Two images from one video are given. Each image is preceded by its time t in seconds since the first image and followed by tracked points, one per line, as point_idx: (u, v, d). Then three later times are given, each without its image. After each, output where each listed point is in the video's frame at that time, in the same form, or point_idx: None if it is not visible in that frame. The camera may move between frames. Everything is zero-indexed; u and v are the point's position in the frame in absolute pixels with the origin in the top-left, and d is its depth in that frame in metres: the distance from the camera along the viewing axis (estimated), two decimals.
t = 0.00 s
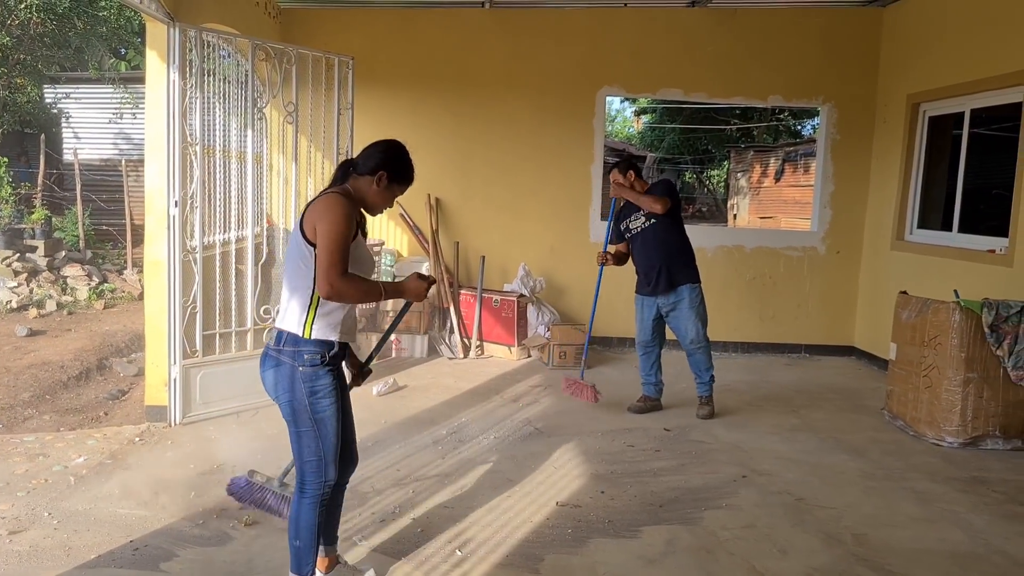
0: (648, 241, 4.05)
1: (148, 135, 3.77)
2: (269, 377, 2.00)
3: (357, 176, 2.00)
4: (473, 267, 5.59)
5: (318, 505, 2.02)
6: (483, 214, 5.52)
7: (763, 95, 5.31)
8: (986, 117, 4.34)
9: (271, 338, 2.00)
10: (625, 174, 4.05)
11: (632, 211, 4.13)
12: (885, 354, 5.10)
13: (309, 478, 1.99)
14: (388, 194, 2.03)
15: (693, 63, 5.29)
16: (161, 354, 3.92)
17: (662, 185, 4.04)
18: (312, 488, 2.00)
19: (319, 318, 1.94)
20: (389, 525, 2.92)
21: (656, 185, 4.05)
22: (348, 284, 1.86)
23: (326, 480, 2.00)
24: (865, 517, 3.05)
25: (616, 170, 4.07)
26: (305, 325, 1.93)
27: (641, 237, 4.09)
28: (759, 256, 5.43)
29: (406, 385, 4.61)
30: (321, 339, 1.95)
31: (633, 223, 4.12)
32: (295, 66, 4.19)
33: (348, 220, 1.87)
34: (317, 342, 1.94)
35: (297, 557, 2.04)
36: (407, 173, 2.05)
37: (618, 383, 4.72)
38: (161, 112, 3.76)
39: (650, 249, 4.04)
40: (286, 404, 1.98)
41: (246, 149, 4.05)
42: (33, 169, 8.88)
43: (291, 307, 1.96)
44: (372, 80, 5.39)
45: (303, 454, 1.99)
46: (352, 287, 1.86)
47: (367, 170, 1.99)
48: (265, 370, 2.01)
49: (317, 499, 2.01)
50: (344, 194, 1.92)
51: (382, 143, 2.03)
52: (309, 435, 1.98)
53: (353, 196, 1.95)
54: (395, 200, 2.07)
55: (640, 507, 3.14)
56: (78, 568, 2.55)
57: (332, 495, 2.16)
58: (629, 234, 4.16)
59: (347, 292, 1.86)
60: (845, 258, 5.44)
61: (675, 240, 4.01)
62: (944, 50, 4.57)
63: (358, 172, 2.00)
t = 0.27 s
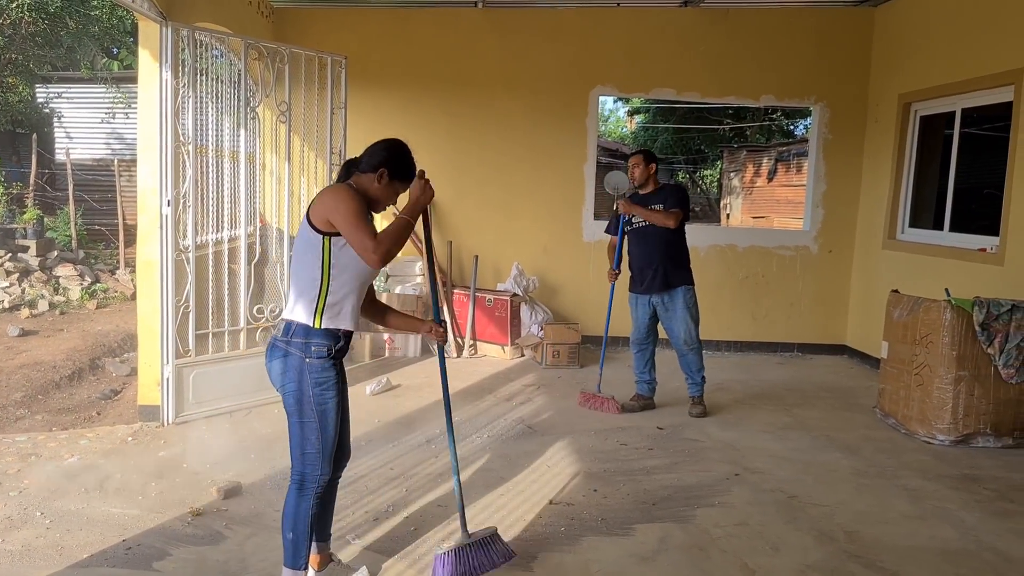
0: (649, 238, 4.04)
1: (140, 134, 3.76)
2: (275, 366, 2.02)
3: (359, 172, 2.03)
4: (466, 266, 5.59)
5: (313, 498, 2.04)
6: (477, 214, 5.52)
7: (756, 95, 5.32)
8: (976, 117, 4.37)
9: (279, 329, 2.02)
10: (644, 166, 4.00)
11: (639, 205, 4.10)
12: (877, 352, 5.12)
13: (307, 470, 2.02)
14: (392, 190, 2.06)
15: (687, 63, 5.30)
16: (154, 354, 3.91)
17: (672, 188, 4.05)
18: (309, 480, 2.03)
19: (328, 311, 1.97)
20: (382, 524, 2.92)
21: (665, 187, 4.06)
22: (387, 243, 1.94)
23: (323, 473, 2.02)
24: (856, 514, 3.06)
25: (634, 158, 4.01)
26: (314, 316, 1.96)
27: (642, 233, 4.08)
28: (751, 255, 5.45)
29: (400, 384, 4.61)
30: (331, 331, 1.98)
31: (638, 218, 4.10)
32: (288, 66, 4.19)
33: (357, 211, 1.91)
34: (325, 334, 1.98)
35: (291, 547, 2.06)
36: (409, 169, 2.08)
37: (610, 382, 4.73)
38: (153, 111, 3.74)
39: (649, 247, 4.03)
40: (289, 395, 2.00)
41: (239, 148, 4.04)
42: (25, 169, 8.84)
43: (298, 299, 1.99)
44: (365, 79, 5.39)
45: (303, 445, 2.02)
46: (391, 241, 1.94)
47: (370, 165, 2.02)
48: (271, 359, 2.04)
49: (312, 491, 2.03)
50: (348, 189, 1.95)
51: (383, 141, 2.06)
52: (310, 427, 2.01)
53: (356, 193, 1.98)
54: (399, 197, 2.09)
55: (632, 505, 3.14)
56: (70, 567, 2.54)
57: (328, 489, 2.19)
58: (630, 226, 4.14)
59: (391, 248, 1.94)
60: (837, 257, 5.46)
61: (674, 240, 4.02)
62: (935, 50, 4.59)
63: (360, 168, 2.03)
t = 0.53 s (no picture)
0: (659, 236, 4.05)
1: (133, 131, 3.74)
2: (280, 362, 2.03)
3: (368, 173, 2.04)
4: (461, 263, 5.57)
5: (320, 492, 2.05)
6: (471, 211, 5.51)
7: (750, 92, 5.33)
8: (971, 113, 4.37)
9: (284, 324, 2.03)
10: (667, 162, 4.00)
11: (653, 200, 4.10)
12: (871, 348, 5.13)
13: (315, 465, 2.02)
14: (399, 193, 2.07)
15: (681, 59, 5.30)
16: (147, 351, 3.89)
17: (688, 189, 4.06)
18: (317, 475, 2.04)
19: (345, 308, 2.01)
20: (377, 521, 2.92)
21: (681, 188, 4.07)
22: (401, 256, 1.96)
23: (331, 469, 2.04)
24: (851, 510, 3.07)
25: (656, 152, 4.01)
26: (334, 309, 1.99)
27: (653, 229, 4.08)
28: (745, 252, 5.45)
29: (394, 381, 4.60)
30: (344, 326, 2.03)
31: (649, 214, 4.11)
32: (281, 62, 4.18)
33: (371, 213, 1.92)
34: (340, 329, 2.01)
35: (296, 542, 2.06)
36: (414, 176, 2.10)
37: (605, 379, 4.72)
38: (146, 109, 3.70)
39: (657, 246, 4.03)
40: (296, 390, 2.01)
41: (232, 145, 4.03)
42: (17, 166, 8.80)
43: (313, 293, 1.99)
44: (359, 76, 5.37)
45: (311, 440, 2.02)
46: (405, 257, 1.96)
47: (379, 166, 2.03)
48: (279, 355, 2.02)
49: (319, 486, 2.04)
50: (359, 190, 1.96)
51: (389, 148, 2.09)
52: (320, 420, 2.02)
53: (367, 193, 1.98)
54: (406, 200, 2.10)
55: (628, 502, 3.14)
56: (63, 566, 2.53)
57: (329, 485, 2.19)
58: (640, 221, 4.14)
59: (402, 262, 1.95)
60: (831, 254, 5.47)
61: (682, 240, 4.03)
62: (929, 47, 4.60)
63: (368, 170, 2.04)
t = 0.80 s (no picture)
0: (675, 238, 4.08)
1: (129, 131, 3.74)
2: (293, 367, 2.05)
3: (376, 174, 2.05)
4: (457, 263, 5.58)
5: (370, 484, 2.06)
6: (468, 211, 5.50)
7: (746, 92, 5.33)
8: (966, 114, 4.38)
9: (291, 330, 2.05)
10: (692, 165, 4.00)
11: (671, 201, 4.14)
12: (867, 348, 5.14)
13: (355, 460, 2.03)
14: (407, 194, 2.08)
15: (679, 59, 5.30)
16: (144, 352, 3.89)
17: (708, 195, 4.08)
18: (360, 469, 2.05)
19: (349, 310, 2.03)
20: (374, 522, 2.92)
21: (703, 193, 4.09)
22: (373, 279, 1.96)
23: (374, 462, 2.04)
24: (847, 510, 3.07)
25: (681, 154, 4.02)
26: (337, 313, 2.00)
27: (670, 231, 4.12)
28: (741, 252, 5.45)
29: (392, 381, 4.61)
30: (349, 327, 2.04)
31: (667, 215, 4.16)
32: (278, 63, 4.17)
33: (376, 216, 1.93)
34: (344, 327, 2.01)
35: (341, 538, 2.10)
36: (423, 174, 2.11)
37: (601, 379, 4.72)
38: (142, 107, 3.70)
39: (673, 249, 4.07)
40: (312, 393, 2.03)
41: (229, 145, 4.02)
42: (12, 165, 8.77)
43: (318, 297, 2.01)
44: (356, 76, 5.36)
45: (343, 438, 2.03)
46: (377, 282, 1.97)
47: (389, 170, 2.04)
48: (292, 361, 2.05)
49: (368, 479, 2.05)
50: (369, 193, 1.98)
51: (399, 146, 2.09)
52: (343, 418, 2.02)
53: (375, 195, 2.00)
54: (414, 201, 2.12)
55: (625, 502, 3.14)
56: (60, 567, 2.53)
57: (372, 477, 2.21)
58: (658, 220, 4.20)
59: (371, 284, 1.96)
60: (827, 254, 5.48)
61: (697, 245, 4.07)
62: (925, 47, 4.60)
63: (377, 170, 2.05)
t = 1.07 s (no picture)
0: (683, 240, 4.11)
1: (126, 132, 3.73)
2: (316, 374, 2.07)
3: (386, 176, 2.05)
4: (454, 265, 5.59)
5: (392, 483, 2.15)
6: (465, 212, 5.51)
7: (742, 93, 5.33)
8: (962, 115, 4.38)
9: (314, 337, 2.06)
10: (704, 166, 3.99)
11: (683, 202, 4.12)
12: (863, 350, 5.15)
13: (378, 463, 2.10)
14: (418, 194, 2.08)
15: (676, 60, 5.30)
16: (141, 353, 3.89)
17: (719, 201, 4.09)
18: (383, 471, 2.13)
19: (369, 316, 2.03)
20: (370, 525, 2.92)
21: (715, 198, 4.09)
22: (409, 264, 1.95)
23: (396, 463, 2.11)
24: (843, 512, 3.08)
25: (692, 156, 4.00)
26: (355, 321, 2.01)
27: (677, 233, 4.13)
28: (738, 254, 5.46)
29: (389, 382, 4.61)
30: (369, 333, 2.05)
31: (677, 216, 4.14)
32: (275, 63, 4.17)
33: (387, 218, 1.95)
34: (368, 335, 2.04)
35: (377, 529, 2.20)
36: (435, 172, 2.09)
37: (598, 380, 4.73)
38: (139, 108, 3.70)
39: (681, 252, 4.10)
40: (336, 400, 2.05)
41: (226, 145, 4.02)
42: (9, 166, 8.76)
43: (336, 305, 2.03)
44: (352, 76, 5.36)
45: (366, 443, 2.08)
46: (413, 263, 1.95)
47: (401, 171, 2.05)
48: (313, 368, 2.07)
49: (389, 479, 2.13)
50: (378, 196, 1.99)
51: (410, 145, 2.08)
52: (368, 425, 2.06)
53: (385, 197, 2.01)
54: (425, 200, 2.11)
55: (621, 504, 3.15)
56: (56, 569, 2.53)
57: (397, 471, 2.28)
58: (667, 221, 4.18)
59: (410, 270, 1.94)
60: (824, 256, 5.48)
61: (703, 249, 4.10)
62: (922, 48, 4.60)
63: (387, 172, 2.05)
